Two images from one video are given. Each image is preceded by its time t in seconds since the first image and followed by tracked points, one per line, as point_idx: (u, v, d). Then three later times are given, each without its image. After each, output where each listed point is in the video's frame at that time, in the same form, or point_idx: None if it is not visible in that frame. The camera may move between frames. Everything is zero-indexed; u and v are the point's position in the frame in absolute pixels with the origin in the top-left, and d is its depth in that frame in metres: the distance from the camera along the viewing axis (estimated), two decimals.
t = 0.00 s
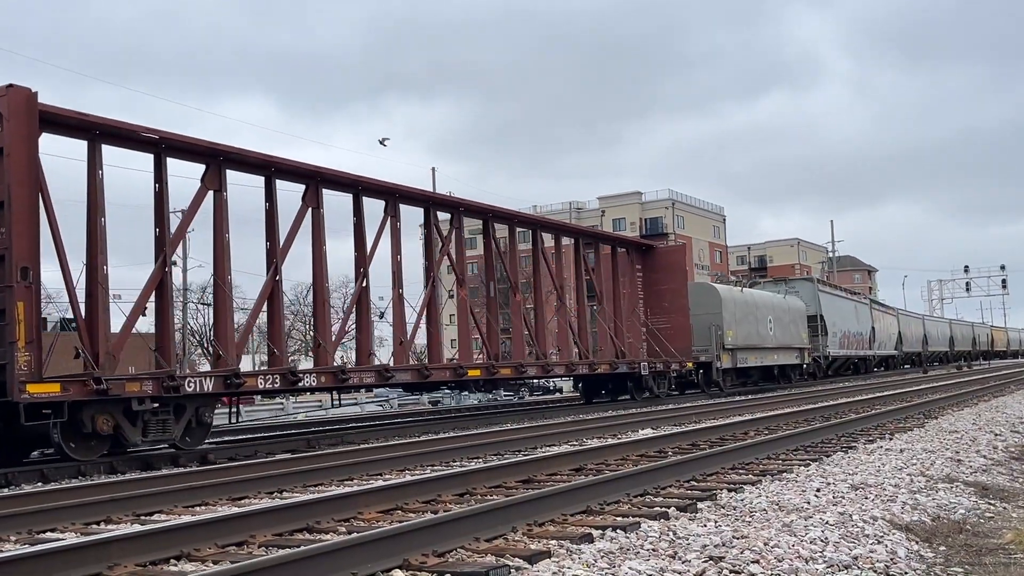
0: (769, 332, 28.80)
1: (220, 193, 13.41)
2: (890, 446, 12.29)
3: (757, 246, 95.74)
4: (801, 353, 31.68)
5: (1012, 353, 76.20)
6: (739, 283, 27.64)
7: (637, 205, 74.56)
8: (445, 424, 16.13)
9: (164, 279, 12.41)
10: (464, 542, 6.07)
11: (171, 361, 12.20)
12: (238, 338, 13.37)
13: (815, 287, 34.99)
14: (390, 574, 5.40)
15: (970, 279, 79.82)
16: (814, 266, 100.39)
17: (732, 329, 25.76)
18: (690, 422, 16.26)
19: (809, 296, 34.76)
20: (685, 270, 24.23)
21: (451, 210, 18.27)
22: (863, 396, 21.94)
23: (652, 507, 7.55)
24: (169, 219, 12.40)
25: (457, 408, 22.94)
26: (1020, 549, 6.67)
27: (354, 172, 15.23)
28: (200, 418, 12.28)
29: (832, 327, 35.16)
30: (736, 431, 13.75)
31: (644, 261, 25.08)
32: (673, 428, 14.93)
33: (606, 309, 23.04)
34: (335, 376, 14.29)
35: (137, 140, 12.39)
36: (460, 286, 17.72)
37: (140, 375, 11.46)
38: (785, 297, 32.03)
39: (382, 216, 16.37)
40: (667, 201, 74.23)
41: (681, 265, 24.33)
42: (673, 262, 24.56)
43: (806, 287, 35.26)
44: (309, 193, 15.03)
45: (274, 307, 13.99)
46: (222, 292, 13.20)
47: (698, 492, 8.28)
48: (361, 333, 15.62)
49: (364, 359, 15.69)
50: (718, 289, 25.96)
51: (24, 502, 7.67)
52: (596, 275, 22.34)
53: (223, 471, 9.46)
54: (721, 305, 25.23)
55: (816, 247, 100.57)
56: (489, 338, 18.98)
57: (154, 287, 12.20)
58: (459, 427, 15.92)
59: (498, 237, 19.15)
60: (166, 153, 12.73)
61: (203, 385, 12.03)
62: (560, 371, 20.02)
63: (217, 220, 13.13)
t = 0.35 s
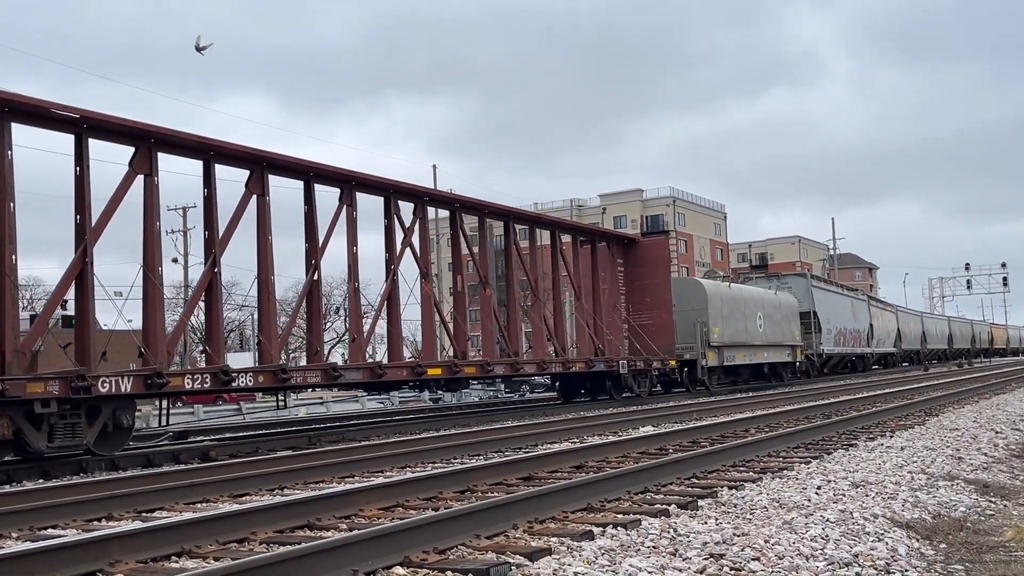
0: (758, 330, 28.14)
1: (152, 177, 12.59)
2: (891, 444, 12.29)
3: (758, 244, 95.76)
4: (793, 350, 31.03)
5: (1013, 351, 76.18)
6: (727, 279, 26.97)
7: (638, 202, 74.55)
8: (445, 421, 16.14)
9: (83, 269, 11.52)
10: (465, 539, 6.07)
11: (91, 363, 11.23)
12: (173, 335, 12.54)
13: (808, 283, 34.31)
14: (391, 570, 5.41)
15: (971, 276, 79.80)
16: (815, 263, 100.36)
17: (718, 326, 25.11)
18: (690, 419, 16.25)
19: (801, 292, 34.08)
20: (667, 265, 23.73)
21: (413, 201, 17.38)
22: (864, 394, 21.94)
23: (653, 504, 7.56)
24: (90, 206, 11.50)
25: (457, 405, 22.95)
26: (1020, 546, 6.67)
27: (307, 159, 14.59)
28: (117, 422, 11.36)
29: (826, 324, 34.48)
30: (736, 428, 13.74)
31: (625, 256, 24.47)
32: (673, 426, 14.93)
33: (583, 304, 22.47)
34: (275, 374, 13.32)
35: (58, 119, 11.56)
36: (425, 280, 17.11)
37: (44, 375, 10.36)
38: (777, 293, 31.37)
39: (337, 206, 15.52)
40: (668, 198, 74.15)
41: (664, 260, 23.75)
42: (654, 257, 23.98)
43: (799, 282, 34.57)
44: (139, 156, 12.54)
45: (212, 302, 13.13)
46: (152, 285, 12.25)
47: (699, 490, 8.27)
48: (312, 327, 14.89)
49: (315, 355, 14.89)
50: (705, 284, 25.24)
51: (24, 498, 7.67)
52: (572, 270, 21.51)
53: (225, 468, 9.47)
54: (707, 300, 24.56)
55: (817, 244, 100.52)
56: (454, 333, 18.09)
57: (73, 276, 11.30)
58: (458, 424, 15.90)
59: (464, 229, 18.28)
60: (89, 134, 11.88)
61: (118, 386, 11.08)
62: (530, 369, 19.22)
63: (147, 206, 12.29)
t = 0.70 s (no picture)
0: (746, 329, 27.25)
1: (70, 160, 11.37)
2: (890, 443, 12.28)
3: (758, 243, 95.76)
4: (783, 350, 30.15)
5: (1012, 350, 76.17)
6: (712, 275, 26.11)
7: (638, 202, 74.51)
8: (444, 419, 16.14)
9: None
10: (464, 539, 6.07)
11: None
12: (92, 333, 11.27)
13: (800, 280, 33.39)
14: (390, 570, 5.41)
15: (970, 276, 79.78)
16: (815, 263, 100.31)
17: (702, 324, 24.26)
18: (690, 419, 16.23)
19: (793, 291, 33.19)
20: (646, 261, 22.66)
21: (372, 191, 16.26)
22: (864, 393, 21.92)
23: (652, 503, 7.55)
24: None
25: (456, 404, 22.94)
26: (1018, 545, 6.68)
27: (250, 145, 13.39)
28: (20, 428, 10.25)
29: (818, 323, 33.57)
30: (735, 428, 13.71)
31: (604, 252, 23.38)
32: (673, 425, 14.93)
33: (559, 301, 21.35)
34: (202, 375, 12.27)
35: None
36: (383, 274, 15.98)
37: None
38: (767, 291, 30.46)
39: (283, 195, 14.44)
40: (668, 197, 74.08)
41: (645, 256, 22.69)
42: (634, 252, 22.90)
43: (790, 279, 33.65)
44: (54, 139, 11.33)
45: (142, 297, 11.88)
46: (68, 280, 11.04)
47: (698, 489, 8.27)
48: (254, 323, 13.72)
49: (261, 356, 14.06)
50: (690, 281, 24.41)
51: (24, 497, 7.67)
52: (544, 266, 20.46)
53: (224, 467, 9.46)
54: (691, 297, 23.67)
55: (817, 244, 100.47)
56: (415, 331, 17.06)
57: None
58: (457, 423, 15.89)
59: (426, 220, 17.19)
60: None
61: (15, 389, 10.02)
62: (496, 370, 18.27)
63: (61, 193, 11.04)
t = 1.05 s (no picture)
0: (731, 329, 26.36)
1: None
2: (887, 444, 12.29)
3: (756, 244, 95.87)
4: (771, 351, 29.28)
5: (1009, 351, 76.29)
6: (695, 273, 25.26)
7: (636, 202, 74.53)
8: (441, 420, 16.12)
9: None
10: (461, 539, 6.06)
11: None
12: None
13: (789, 279, 32.47)
14: (388, 569, 5.40)
15: (968, 277, 79.91)
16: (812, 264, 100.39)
17: (683, 324, 23.38)
18: (688, 420, 16.24)
19: (782, 291, 32.24)
20: (622, 258, 21.71)
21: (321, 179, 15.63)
22: (863, 394, 21.92)
23: (650, 504, 7.55)
24: None
25: (453, 404, 22.93)
26: (1015, 546, 6.70)
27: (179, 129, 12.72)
28: None
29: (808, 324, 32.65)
30: (733, 428, 13.71)
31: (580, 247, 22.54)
32: (671, 426, 14.96)
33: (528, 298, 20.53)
34: (113, 378, 11.31)
35: None
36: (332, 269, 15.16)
37: None
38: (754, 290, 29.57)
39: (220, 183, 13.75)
40: (666, 198, 74.06)
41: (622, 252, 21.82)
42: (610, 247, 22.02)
43: (779, 278, 32.69)
44: None
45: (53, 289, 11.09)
46: None
47: (696, 490, 8.27)
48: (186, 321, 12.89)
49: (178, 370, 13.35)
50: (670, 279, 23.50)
51: (20, 497, 7.65)
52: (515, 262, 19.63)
53: (222, 467, 9.44)
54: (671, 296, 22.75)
55: (814, 244, 100.56)
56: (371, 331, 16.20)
57: None
58: (455, 423, 15.89)
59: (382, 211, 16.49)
60: None
61: None
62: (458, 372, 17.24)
63: None
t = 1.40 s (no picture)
0: (715, 330, 25.77)
1: None
2: (884, 446, 12.30)
3: (754, 245, 95.92)
4: (757, 353, 28.60)
5: (1005, 352, 76.37)
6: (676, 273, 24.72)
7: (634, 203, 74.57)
8: (439, 421, 16.12)
9: None
10: (457, 540, 6.04)
11: None
12: None
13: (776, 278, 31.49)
14: (385, 570, 5.40)
15: (964, 279, 80.02)
16: (810, 265, 100.47)
17: (662, 324, 22.85)
18: (685, 421, 16.24)
19: (769, 290, 31.35)
20: (598, 257, 20.93)
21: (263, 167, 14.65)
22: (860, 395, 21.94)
23: (647, 505, 7.55)
24: None
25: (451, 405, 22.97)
26: (1012, 548, 6.70)
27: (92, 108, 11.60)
28: None
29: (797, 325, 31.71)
30: (730, 430, 13.73)
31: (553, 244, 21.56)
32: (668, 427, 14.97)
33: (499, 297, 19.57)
34: (7, 382, 10.20)
35: None
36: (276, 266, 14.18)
37: None
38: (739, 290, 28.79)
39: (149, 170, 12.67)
40: (664, 199, 74.04)
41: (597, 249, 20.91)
42: (582, 244, 21.13)
43: (766, 278, 31.71)
44: None
45: None
46: None
47: (693, 491, 8.27)
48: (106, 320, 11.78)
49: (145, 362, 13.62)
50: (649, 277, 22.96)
51: (18, 497, 7.65)
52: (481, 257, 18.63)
53: (220, 467, 9.44)
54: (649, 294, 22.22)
55: (812, 246, 100.63)
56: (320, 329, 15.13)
57: None
58: (453, 423, 15.93)
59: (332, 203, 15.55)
60: None
61: None
62: (413, 374, 16.18)
63: None
